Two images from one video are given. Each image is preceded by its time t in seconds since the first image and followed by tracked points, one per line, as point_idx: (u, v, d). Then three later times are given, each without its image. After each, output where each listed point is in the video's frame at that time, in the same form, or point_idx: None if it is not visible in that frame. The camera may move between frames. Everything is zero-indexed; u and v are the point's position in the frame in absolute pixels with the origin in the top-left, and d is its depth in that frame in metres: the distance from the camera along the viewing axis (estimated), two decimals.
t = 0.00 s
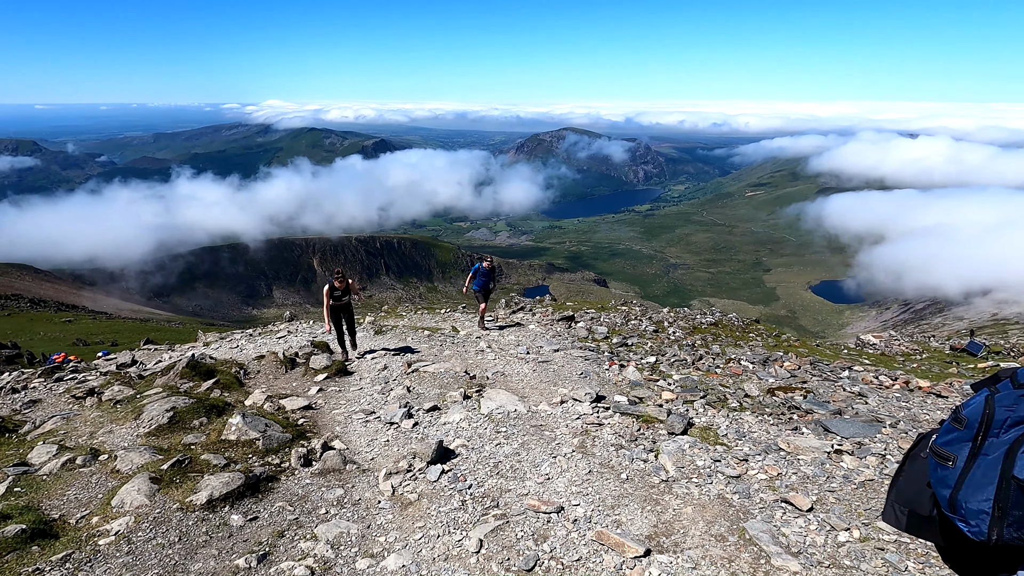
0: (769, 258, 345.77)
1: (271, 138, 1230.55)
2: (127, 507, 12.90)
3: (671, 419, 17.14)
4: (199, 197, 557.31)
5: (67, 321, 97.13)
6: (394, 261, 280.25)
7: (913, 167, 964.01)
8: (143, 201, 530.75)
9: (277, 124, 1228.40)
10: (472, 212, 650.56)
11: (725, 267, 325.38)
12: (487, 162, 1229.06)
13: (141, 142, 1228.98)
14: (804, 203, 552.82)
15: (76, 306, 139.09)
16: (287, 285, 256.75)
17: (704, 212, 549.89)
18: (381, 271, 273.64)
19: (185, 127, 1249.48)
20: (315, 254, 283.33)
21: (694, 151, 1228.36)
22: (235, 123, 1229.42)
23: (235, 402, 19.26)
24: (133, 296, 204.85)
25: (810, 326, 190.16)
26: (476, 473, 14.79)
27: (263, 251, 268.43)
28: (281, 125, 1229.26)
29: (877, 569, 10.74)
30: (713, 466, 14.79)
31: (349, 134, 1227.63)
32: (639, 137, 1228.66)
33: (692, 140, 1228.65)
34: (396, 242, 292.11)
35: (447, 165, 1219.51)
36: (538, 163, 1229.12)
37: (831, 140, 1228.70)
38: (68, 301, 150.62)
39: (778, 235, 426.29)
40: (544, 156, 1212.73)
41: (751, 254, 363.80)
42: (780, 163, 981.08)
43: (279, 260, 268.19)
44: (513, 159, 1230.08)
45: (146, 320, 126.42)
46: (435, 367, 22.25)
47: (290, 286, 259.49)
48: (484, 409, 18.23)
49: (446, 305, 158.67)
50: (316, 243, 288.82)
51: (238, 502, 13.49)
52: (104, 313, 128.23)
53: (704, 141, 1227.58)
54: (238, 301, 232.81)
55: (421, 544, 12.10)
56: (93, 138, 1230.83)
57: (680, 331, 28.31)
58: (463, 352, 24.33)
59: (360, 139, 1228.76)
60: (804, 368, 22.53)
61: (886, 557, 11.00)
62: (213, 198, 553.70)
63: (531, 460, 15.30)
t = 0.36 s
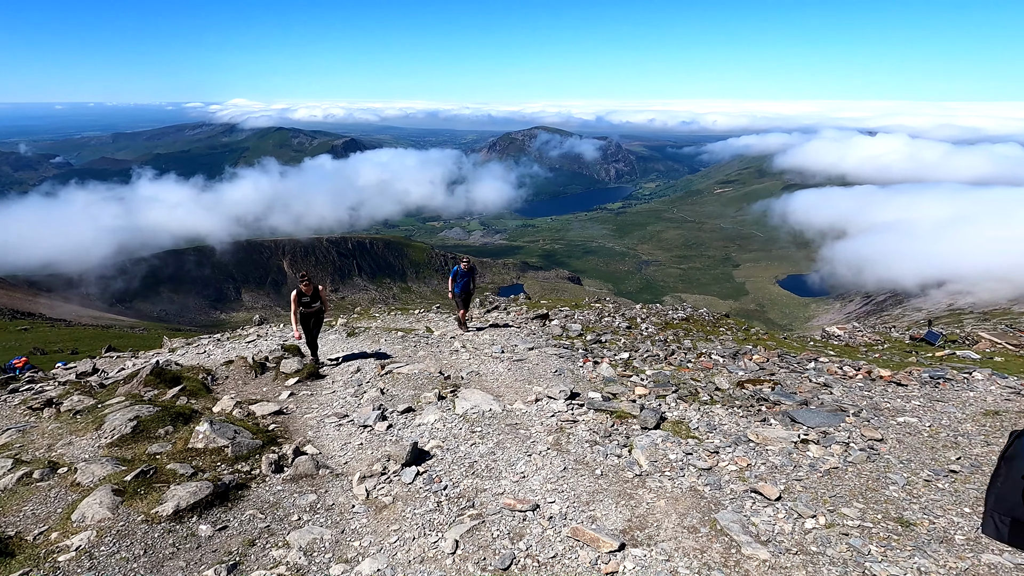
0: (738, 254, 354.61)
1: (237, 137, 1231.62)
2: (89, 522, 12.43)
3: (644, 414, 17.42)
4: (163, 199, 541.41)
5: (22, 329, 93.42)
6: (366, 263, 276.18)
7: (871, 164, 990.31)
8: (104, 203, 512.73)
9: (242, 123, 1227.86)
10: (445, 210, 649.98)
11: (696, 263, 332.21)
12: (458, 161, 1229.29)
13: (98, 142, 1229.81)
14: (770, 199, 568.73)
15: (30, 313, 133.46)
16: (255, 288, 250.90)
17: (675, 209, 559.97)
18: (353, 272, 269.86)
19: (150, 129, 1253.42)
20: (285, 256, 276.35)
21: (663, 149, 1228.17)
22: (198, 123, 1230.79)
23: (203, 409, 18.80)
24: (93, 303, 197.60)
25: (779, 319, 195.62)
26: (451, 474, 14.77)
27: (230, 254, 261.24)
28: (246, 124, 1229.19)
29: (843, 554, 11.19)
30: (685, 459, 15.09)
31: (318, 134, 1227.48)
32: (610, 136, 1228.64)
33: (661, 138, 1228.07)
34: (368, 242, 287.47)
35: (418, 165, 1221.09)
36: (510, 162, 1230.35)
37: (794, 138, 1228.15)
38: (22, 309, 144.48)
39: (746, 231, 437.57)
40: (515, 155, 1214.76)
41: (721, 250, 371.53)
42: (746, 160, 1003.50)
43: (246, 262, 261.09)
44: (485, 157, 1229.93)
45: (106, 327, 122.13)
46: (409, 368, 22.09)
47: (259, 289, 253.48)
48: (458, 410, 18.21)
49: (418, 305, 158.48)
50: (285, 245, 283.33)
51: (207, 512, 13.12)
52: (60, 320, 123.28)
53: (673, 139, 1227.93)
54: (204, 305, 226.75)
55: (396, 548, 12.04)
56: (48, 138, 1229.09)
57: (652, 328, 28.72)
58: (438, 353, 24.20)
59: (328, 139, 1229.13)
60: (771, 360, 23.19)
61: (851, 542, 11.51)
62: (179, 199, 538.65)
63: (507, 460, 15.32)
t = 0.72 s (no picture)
0: (707, 252, 363.10)
1: (200, 139, 1227.74)
2: (43, 543, 11.84)
3: (616, 413, 17.67)
4: (125, 203, 524.78)
5: None
6: (337, 267, 270.00)
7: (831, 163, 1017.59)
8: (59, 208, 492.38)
9: (204, 125, 1227.77)
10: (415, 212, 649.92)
11: (667, 261, 338.59)
12: (429, 162, 1228.14)
13: (53, 145, 1221.67)
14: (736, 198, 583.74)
15: None
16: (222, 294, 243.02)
17: (645, 208, 569.89)
18: (324, 277, 263.58)
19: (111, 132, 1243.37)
20: (252, 260, 266.47)
21: (632, 150, 1228.70)
22: (160, 124, 1226.97)
23: (166, 420, 18.19)
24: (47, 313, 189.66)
25: (747, 315, 201.16)
26: (426, 479, 14.68)
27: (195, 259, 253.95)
28: (209, 126, 1227.80)
29: (810, 544, 11.56)
30: (656, 456, 15.37)
31: (285, 135, 1225.63)
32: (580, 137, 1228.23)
33: (630, 138, 1228.26)
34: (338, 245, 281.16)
35: (388, 167, 1216.63)
36: (481, 163, 1230.88)
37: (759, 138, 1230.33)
38: None
39: (714, 229, 448.70)
40: (486, 156, 1213.78)
41: (690, 248, 378.99)
42: (710, 161, 1022.37)
43: (211, 268, 251.96)
44: (456, 158, 1229.66)
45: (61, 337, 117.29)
46: (381, 373, 21.90)
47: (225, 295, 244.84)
48: (432, 413, 18.15)
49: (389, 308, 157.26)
50: (253, 249, 271.36)
51: (171, 526, 12.70)
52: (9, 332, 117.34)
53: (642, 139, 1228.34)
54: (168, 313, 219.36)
55: (370, 556, 11.90)
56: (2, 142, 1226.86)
57: (624, 326, 29.11)
58: (411, 357, 24.04)
59: (296, 141, 1224.51)
60: (740, 356, 23.87)
61: (816, 532, 11.93)
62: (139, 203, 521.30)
63: (481, 462, 15.33)
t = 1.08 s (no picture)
0: (677, 250, 370.69)
1: (163, 141, 1230.57)
2: None
3: (592, 412, 17.88)
4: (85, 208, 506.97)
5: None
6: (308, 270, 266.05)
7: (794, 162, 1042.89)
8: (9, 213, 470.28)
9: (168, 127, 1228.47)
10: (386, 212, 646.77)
11: (639, 260, 344.09)
12: (399, 163, 1226.37)
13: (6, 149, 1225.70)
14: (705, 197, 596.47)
15: None
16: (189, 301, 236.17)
17: (617, 208, 577.98)
18: (295, 281, 259.09)
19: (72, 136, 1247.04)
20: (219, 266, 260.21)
21: (603, 151, 1226.85)
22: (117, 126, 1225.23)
23: (131, 433, 17.62)
24: None
25: (717, 312, 206.32)
26: (401, 484, 14.60)
27: (159, 265, 245.61)
28: (171, 127, 1228.86)
29: (781, 536, 11.95)
30: (632, 454, 15.61)
31: (250, 137, 1227.74)
32: (551, 137, 1227.51)
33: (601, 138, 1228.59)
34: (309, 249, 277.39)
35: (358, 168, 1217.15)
36: (453, 164, 1228.90)
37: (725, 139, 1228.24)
38: None
39: (684, 228, 458.07)
40: (458, 157, 1211.66)
41: (661, 247, 385.51)
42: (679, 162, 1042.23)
43: (176, 274, 244.73)
44: (427, 159, 1228.43)
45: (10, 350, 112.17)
46: (355, 379, 21.62)
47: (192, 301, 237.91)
48: (407, 418, 18.02)
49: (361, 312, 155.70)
50: (219, 254, 264.70)
51: (138, 543, 12.26)
52: None
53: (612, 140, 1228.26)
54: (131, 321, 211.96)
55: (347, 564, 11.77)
56: None
57: (598, 326, 29.45)
58: (385, 361, 23.78)
59: (262, 142, 1226.39)
60: (711, 352, 24.42)
61: (787, 524, 12.33)
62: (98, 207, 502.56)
63: (458, 465, 15.34)
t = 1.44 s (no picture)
0: (650, 249, 376.80)
1: (125, 144, 1229.93)
2: None
3: (567, 412, 18.04)
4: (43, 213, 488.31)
5: None
6: (279, 275, 261.24)
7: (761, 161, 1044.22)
8: None
9: (130, 130, 1228.64)
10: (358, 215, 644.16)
11: (613, 260, 348.57)
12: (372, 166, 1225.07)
13: None
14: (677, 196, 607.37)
15: None
16: (156, 308, 229.26)
17: (591, 209, 583.87)
18: (266, 286, 253.90)
19: (30, 139, 1224.81)
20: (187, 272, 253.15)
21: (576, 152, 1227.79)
22: (77, 131, 1228.55)
23: (94, 447, 17.05)
24: None
25: (690, 309, 211.20)
26: (375, 491, 14.46)
27: (122, 272, 237.92)
28: (133, 130, 1229.25)
29: (753, 530, 12.25)
30: (607, 454, 15.78)
31: (217, 140, 1227.87)
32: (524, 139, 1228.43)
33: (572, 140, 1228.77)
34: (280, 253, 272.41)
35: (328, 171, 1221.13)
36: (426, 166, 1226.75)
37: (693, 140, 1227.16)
38: None
39: (657, 228, 465.66)
40: (431, 159, 1208.16)
41: (634, 248, 389.75)
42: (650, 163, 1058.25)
43: (142, 281, 237.26)
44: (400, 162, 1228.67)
45: None
46: (328, 384, 21.34)
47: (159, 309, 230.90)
48: (382, 423, 17.90)
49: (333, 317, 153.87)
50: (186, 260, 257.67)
51: (103, 560, 11.80)
52: None
53: (584, 141, 1228.09)
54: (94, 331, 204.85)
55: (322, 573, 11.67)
56: None
57: (574, 326, 29.71)
58: (359, 367, 23.55)
59: (229, 146, 1228.12)
60: (683, 350, 24.88)
61: (758, 518, 12.65)
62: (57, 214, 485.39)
63: (433, 470, 15.29)
